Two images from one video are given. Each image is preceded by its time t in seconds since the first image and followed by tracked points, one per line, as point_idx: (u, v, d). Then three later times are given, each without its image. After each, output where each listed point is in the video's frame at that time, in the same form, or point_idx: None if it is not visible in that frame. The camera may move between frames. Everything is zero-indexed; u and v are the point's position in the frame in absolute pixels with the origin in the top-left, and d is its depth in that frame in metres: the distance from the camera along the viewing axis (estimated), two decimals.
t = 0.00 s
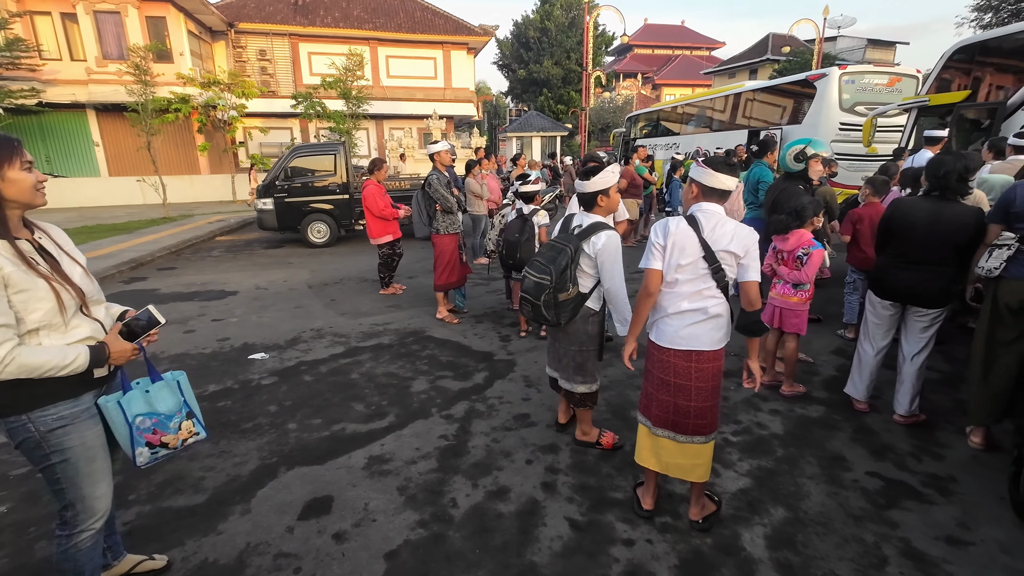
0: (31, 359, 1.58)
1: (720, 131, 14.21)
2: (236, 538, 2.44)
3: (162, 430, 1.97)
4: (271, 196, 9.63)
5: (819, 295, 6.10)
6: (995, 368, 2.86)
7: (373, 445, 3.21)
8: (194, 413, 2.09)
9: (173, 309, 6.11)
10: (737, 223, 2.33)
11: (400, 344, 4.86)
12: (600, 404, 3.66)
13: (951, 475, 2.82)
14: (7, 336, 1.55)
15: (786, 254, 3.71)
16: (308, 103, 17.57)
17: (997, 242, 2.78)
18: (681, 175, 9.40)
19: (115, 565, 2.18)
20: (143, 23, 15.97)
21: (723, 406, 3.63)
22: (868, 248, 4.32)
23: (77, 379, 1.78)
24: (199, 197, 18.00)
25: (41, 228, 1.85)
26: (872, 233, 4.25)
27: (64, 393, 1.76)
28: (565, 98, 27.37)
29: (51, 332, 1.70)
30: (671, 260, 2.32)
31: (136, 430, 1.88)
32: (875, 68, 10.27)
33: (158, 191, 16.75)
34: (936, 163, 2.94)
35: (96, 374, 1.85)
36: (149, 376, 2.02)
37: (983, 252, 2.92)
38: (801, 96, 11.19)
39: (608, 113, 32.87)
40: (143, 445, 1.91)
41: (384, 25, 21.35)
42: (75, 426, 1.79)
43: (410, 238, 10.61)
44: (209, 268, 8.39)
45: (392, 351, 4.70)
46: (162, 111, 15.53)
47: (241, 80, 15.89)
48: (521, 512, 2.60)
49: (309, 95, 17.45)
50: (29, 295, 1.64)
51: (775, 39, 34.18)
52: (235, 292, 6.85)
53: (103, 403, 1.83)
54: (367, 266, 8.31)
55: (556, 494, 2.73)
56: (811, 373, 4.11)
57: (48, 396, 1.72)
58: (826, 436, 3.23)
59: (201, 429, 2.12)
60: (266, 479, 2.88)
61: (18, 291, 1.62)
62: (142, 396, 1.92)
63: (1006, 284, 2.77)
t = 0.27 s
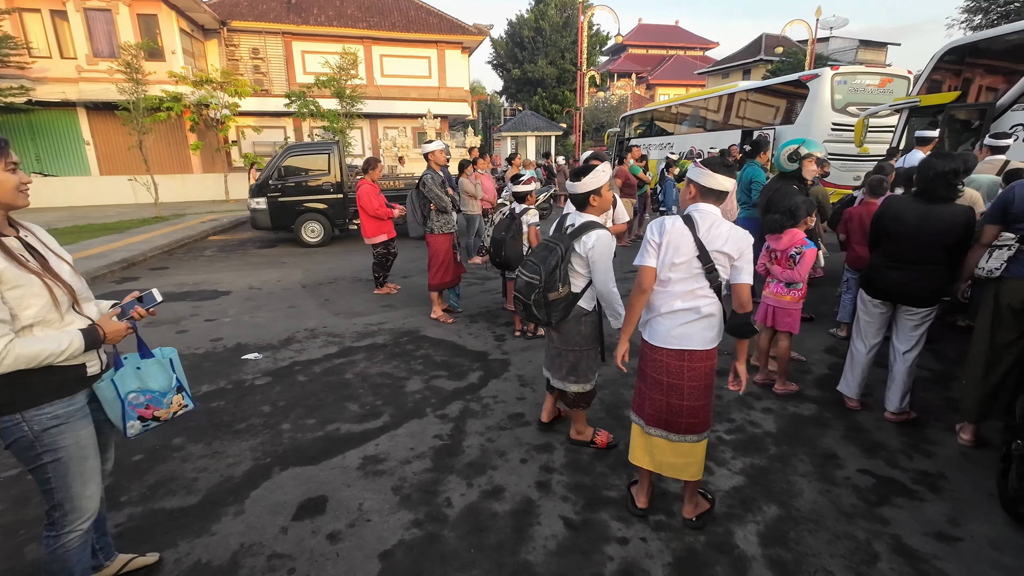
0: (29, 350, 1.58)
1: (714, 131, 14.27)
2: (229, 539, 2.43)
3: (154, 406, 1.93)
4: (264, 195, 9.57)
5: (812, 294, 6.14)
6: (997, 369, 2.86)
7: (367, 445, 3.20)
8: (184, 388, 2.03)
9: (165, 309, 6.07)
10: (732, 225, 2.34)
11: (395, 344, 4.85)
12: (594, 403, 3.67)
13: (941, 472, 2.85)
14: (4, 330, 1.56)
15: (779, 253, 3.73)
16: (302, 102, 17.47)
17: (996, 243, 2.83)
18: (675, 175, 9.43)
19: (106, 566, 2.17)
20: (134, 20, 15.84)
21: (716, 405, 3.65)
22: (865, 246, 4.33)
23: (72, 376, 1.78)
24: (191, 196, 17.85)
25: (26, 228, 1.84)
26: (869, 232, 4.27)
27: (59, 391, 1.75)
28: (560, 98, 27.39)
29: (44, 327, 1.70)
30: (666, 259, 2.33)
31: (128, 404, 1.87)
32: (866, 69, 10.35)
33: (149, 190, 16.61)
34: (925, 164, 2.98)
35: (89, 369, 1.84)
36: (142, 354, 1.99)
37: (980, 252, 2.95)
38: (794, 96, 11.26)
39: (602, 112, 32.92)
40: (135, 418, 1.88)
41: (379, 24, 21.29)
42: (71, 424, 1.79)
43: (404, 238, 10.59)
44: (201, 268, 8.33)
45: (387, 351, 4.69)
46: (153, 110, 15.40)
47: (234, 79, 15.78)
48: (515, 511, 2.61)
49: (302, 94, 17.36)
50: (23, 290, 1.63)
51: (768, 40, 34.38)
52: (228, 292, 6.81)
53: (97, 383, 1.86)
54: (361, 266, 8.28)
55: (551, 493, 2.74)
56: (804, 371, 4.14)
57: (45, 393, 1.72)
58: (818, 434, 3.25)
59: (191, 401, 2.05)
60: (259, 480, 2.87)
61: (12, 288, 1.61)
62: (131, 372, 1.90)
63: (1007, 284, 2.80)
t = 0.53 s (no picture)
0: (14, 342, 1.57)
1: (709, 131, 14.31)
2: (223, 540, 2.43)
3: (141, 383, 1.86)
4: (259, 195, 9.54)
5: (806, 293, 6.18)
6: (995, 365, 2.91)
7: (363, 445, 3.20)
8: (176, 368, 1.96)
9: (159, 309, 6.03)
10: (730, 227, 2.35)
11: (390, 344, 4.84)
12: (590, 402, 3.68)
13: (933, 469, 2.88)
14: None
15: (775, 252, 3.75)
16: (297, 101, 17.38)
17: (996, 242, 2.84)
18: (670, 176, 9.45)
19: (100, 568, 2.16)
20: (127, 19, 15.74)
21: (711, 404, 3.67)
22: (863, 244, 4.37)
23: (63, 377, 1.79)
24: (185, 195, 17.71)
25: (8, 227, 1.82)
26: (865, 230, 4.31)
27: (50, 390, 1.76)
28: (556, 98, 27.40)
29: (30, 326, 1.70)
30: (663, 258, 2.34)
31: (113, 381, 1.79)
32: (860, 69, 10.41)
33: (143, 190, 16.50)
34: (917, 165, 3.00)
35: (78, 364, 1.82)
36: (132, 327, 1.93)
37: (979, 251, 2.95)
38: (788, 97, 11.32)
39: (598, 112, 32.97)
40: (120, 399, 1.81)
41: (374, 23, 21.25)
42: (60, 425, 1.79)
43: (399, 238, 10.57)
44: (195, 268, 8.29)
45: (382, 351, 4.68)
46: (147, 109, 15.29)
47: (229, 78, 15.70)
48: (511, 511, 2.61)
49: (297, 93, 17.28)
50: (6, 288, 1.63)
51: (762, 40, 34.52)
52: (223, 292, 6.78)
53: (81, 352, 1.75)
54: (357, 265, 8.26)
55: (546, 493, 2.74)
56: (798, 370, 4.17)
57: (34, 394, 1.72)
58: (812, 432, 3.27)
59: (183, 385, 1.97)
60: (254, 480, 2.86)
61: None
62: (120, 346, 1.81)
63: (1007, 283, 2.81)
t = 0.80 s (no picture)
0: None
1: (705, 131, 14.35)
2: (220, 541, 2.42)
3: (128, 374, 1.82)
4: (255, 195, 9.52)
5: (801, 293, 6.20)
6: (989, 363, 2.92)
7: (359, 445, 3.19)
8: (168, 362, 1.93)
9: (155, 310, 6.01)
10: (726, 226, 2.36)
11: (387, 344, 4.84)
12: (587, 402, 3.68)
13: (928, 467, 2.90)
14: None
15: (772, 252, 3.77)
16: (293, 101, 17.32)
17: (991, 242, 2.87)
18: (666, 176, 9.47)
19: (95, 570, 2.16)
20: (122, 18, 15.67)
21: (707, 403, 3.68)
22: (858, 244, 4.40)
23: (53, 379, 1.77)
24: (181, 195, 17.60)
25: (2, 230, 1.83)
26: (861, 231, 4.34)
27: (39, 393, 1.75)
28: (553, 98, 27.43)
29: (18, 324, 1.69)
30: (660, 259, 2.35)
31: (100, 372, 1.76)
32: (855, 70, 10.46)
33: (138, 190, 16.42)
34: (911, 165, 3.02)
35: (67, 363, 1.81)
36: (126, 321, 1.93)
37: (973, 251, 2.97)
38: (784, 97, 11.36)
39: (595, 112, 33.00)
40: (108, 392, 1.78)
41: (370, 23, 21.23)
42: (51, 427, 1.78)
43: (396, 238, 10.56)
44: (191, 268, 8.26)
45: (379, 351, 4.67)
46: (142, 109, 15.21)
47: (224, 78, 15.62)
48: (508, 511, 2.61)
49: (293, 93, 17.23)
50: None
51: (758, 40, 34.65)
52: (219, 292, 6.76)
53: (67, 341, 1.73)
54: (353, 265, 8.25)
55: (543, 492, 2.75)
56: (794, 369, 4.18)
57: (20, 394, 1.71)
58: (808, 431, 3.29)
59: (174, 381, 1.93)
60: (251, 481, 2.86)
61: None
62: (109, 336, 1.79)
63: (1002, 282, 2.83)
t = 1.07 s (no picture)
0: None
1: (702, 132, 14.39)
2: (217, 542, 2.42)
3: (116, 388, 1.81)
4: (253, 196, 9.50)
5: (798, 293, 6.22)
6: (983, 362, 2.94)
7: (357, 446, 3.20)
8: (158, 377, 1.89)
9: (152, 311, 6.00)
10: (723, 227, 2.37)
11: (385, 345, 4.84)
12: (585, 402, 3.69)
13: (923, 467, 2.91)
14: None
15: (770, 252, 3.78)
16: (290, 102, 17.28)
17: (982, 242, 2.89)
18: (663, 177, 9.49)
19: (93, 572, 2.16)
20: (119, 19, 15.63)
21: (705, 403, 3.69)
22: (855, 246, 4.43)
23: (46, 382, 1.77)
24: (179, 196, 17.56)
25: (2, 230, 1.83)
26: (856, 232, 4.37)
27: (31, 396, 1.74)
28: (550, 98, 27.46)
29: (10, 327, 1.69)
30: (657, 261, 2.36)
31: (88, 384, 1.75)
32: (851, 71, 10.50)
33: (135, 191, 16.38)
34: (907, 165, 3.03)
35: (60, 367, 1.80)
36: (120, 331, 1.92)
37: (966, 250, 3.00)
38: (780, 97, 11.40)
39: (592, 113, 33.04)
40: (94, 404, 1.76)
41: (368, 24, 21.22)
42: (43, 431, 1.77)
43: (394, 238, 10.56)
44: (188, 269, 8.25)
45: (377, 352, 4.67)
46: (138, 110, 15.16)
47: (221, 79, 15.53)
48: (505, 511, 2.62)
49: (291, 93, 17.19)
50: None
51: (755, 41, 34.74)
52: (216, 293, 6.75)
53: (58, 350, 1.73)
54: (351, 266, 8.25)
55: (541, 493, 2.75)
56: (790, 369, 4.20)
57: (10, 398, 1.70)
58: (804, 431, 3.30)
59: (163, 397, 1.90)
60: (249, 482, 2.85)
61: None
62: (100, 345, 1.79)
63: (993, 281, 2.85)
